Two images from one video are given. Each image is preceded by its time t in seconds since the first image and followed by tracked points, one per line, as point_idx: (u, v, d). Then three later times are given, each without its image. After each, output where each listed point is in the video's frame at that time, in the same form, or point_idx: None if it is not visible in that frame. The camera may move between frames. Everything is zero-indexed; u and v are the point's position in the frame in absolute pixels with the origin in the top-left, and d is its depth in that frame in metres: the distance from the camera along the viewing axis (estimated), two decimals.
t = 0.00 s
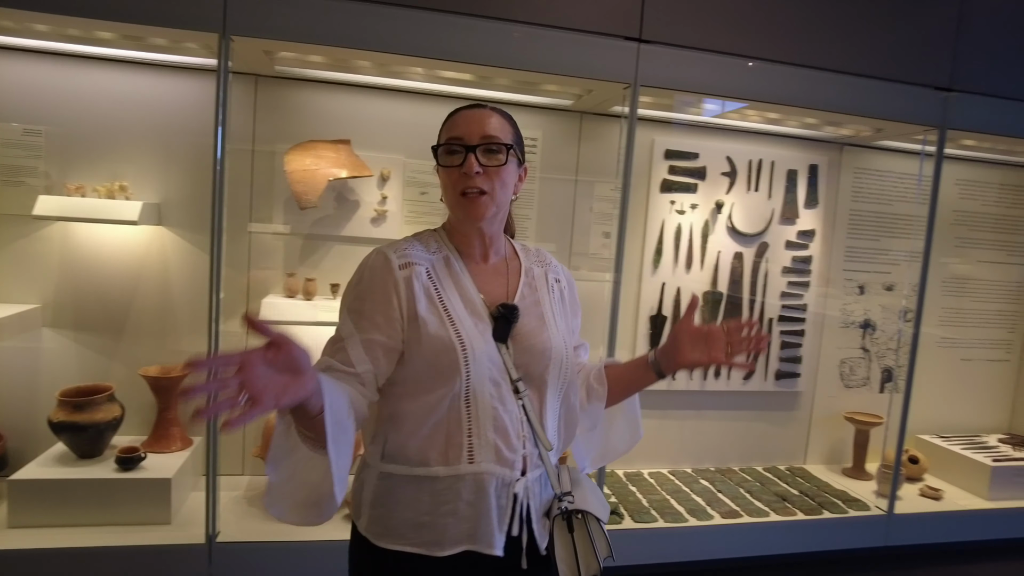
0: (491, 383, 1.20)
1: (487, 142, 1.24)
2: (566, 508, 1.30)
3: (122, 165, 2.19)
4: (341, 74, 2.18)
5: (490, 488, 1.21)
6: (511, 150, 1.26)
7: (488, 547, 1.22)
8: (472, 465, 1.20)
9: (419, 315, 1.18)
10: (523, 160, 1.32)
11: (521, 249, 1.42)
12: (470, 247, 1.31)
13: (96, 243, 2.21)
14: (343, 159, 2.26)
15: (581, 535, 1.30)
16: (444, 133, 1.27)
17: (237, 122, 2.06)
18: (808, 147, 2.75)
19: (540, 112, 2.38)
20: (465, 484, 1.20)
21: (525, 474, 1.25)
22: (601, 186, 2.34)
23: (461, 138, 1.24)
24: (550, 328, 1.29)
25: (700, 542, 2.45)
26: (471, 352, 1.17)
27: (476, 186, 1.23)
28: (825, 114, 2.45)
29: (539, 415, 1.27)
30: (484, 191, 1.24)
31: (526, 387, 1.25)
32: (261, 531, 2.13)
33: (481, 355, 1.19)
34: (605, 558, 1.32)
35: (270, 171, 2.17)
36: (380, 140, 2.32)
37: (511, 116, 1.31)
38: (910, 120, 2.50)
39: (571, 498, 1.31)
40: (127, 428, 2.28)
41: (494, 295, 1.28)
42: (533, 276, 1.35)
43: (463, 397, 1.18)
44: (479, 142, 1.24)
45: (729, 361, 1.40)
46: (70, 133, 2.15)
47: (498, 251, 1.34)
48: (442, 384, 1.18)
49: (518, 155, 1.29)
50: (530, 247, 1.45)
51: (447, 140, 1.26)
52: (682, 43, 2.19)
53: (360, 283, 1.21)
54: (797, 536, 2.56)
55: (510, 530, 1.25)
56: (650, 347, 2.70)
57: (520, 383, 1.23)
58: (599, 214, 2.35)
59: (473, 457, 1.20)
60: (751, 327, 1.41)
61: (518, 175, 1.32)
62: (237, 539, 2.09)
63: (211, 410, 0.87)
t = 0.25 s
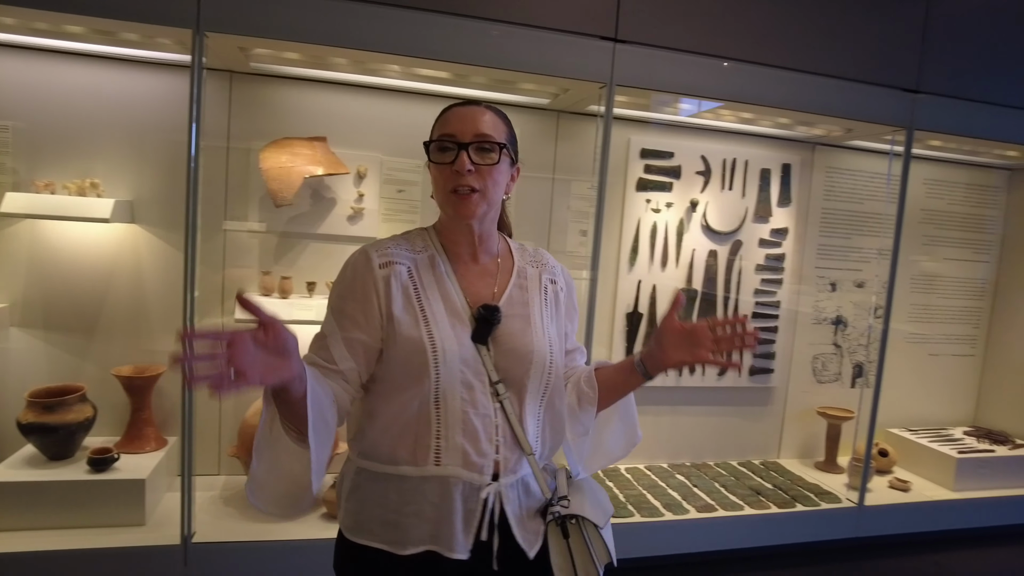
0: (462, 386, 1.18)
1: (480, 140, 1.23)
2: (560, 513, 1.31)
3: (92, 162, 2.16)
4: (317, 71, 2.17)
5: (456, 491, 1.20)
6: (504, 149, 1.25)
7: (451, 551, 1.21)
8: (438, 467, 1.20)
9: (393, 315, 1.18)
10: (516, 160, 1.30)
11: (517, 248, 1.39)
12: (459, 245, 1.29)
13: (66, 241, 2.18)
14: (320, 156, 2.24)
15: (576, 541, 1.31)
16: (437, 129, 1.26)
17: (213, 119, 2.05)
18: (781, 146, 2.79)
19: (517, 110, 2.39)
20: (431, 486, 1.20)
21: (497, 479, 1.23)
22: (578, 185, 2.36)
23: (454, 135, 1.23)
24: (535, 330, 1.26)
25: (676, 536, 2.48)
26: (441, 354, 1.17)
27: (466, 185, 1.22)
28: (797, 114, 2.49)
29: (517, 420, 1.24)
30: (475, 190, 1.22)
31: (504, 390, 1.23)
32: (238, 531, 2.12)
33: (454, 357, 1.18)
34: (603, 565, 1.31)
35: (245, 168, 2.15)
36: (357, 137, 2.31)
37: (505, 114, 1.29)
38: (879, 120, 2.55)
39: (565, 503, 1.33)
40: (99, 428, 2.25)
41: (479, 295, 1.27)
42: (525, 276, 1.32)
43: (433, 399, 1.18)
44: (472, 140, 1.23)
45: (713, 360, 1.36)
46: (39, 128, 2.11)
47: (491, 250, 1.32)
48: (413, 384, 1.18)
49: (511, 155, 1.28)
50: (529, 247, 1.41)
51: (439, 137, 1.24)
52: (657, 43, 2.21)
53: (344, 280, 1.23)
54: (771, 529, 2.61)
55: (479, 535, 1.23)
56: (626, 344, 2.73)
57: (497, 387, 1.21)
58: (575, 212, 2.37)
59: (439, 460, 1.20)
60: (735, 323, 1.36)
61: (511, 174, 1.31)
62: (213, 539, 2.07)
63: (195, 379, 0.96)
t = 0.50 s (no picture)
0: (443, 383, 1.18)
1: (478, 136, 1.24)
2: (532, 526, 1.22)
3: (66, 159, 2.13)
4: (296, 68, 2.15)
5: (432, 488, 1.18)
6: (502, 145, 1.26)
7: (424, 548, 1.18)
8: (416, 462, 1.19)
9: (380, 309, 1.20)
10: (515, 158, 1.31)
11: (521, 247, 1.37)
12: (455, 240, 1.29)
13: (39, 239, 2.14)
14: (298, 153, 2.23)
15: (549, 554, 1.21)
16: (437, 125, 1.27)
17: (190, 115, 2.04)
18: (759, 146, 2.83)
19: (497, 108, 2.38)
20: (408, 480, 1.20)
21: (476, 479, 1.20)
22: (558, 183, 2.36)
23: (452, 130, 1.24)
24: (525, 329, 1.24)
25: (655, 531, 2.51)
26: (421, 348, 1.17)
27: (463, 180, 1.22)
28: (773, 114, 2.52)
29: (501, 419, 1.22)
30: (471, 185, 1.23)
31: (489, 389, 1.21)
32: (216, 531, 2.10)
33: (435, 352, 1.18)
34: None
35: (223, 166, 2.13)
36: (336, 135, 2.30)
37: (506, 113, 1.31)
38: (854, 120, 2.60)
39: (542, 514, 1.23)
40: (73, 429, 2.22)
41: (472, 292, 1.26)
42: (523, 274, 1.30)
43: (414, 394, 1.18)
44: (469, 135, 1.24)
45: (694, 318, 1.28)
46: (10, 124, 2.07)
47: (490, 246, 1.31)
48: (394, 378, 1.19)
49: (510, 153, 1.29)
50: (535, 246, 1.39)
51: (438, 132, 1.26)
52: (636, 43, 2.23)
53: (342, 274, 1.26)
54: (750, 523, 2.65)
55: (455, 536, 1.20)
56: (606, 341, 2.75)
57: (481, 385, 1.20)
58: (556, 210, 2.38)
59: (417, 454, 1.19)
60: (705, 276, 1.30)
61: (510, 171, 1.32)
62: (191, 540, 2.05)
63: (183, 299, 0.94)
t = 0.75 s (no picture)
0: (454, 379, 1.16)
1: (492, 135, 1.21)
2: (530, 532, 1.16)
3: (34, 154, 2.07)
4: (272, 64, 2.13)
5: (443, 485, 1.17)
6: (518, 144, 1.23)
7: (434, 544, 1.16)
8: (428, 459, 1.18)
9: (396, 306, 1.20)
10: (532, 156, 1.29)
11: (543, 245, 1.34)
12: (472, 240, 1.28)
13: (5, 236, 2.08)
14: (275, 150, 2.21)
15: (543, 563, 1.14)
16: (452, 124, 1.25)
17: (163, 111, 2.00)
18: (735, 145, 2.86)
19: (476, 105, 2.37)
20: (420, 476, 1.18)
21: (489, 477, 1.17)
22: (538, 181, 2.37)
23: (467, 130, 1.22)
24: (541, 326, 1.21)
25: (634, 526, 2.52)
26: (434, 344, 1.16)
27: (478, 181, 1.21)
28: (750, 113, 2.55)
29: (516, 419, 1.19)
30: (485, 186, 1.21)
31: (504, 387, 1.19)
32: (192, 533, 2.07)
33: (448, 349, 1.17)
34: None
35: (198, 163, 2.11)
36: (313, 132, 2.28)
37: (523, 112, 1.28)
38: (828, 119, 2.64)
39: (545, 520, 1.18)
40: (44, 430, 2.18)
41: (489, 290, 1.24)
42: (542, 272, 1.27)
43: (427, 391, 1.16)
44: (484, 135, 1.21)
45: (731, 371, 1.18)
46: None
47: (508, 244, 1.29)
48: (409, 374, 1.19)
49: (527, 152, 1.27)
50: (557, 245, 1.35)
51: (453, 132, 1.23)
52: (614, 42, 2.24)
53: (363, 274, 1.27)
54: (726, 518, 2.68)
55: (466, 535, 1.17)
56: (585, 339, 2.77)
57: (495, 383, 1.17)
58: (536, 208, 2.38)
59: (429, 451, 1.17)
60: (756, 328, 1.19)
61: (527, 170, 1.30)
62: (167, 542, 2.02)
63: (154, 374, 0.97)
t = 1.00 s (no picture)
0: (477, 379, 1.15)
1: (515, 136, 1.20)
2: (572, 524, 1.20)
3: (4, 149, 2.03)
4: (250, 60, 2.10)
5: (468, 484, 1.16)
6: (540, 145, 1.21)
7: (460, 543, 1.16)
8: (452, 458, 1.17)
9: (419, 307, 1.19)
10: (555, 157, 1.27)
11: (564, 244, 1.33)
12: (494, 240, 1.27)
13: None
14: (253, 147, 2.18)
15: (589, 555, 1.19)
16: (474, 126, 1.23)
17: (138, 107, 1.97)
18: (714, 144, 2.89)
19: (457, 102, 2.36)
20: (445, 475, 1.18)
21: (513, 476, 1.17)
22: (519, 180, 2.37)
23: (489, 131, 1.20)
24: (564, 327, 1.20)
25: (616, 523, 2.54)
26: (457, 344, 1.16)
27: (500, 182, 1.19)
28: (729, 112, 2.57)
29: (538, 420, 1.18)
30: (507, 187, 1.20)
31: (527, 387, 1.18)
32: (169, 534, 2.04)
33: (471, 349, 1.16)
34: None
35: (174, 162, 2.09)
36: (292, 129, 2.26)
37: (545, 113, 1.26)
38: (806, 119, 2.67)
39: (581, 514, 1.21)
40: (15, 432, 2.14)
41: (511, 291, 1.23)
42: (564, 272, 1.25)
43: (450, 391, 1.16)
44: (507, 137, 1.20)
45: (739, 409, 1.17)
46: None
47: (530, 244, 1.27)
48: (432, 374, 1.18)
49: (550, 153, 1.25)
50: (578, 245, 1.33)
51: (475, 134, 1.22)
52: (595, 40, 2.25)
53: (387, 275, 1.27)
54: (706, 514, 2.70)
55: (494, 532, 1.17)
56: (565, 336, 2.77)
57: (518, 382, 1.16)
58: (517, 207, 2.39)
59: (453, 450, 1.17)
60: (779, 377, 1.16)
61: (550, 171, 1.28)
62: (143, 544, 2.00)
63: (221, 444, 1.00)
